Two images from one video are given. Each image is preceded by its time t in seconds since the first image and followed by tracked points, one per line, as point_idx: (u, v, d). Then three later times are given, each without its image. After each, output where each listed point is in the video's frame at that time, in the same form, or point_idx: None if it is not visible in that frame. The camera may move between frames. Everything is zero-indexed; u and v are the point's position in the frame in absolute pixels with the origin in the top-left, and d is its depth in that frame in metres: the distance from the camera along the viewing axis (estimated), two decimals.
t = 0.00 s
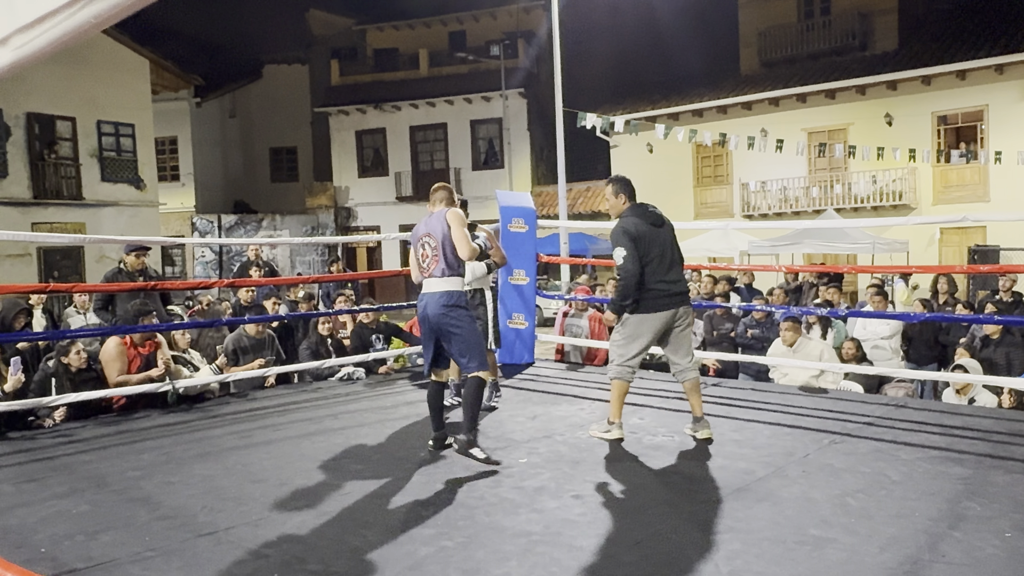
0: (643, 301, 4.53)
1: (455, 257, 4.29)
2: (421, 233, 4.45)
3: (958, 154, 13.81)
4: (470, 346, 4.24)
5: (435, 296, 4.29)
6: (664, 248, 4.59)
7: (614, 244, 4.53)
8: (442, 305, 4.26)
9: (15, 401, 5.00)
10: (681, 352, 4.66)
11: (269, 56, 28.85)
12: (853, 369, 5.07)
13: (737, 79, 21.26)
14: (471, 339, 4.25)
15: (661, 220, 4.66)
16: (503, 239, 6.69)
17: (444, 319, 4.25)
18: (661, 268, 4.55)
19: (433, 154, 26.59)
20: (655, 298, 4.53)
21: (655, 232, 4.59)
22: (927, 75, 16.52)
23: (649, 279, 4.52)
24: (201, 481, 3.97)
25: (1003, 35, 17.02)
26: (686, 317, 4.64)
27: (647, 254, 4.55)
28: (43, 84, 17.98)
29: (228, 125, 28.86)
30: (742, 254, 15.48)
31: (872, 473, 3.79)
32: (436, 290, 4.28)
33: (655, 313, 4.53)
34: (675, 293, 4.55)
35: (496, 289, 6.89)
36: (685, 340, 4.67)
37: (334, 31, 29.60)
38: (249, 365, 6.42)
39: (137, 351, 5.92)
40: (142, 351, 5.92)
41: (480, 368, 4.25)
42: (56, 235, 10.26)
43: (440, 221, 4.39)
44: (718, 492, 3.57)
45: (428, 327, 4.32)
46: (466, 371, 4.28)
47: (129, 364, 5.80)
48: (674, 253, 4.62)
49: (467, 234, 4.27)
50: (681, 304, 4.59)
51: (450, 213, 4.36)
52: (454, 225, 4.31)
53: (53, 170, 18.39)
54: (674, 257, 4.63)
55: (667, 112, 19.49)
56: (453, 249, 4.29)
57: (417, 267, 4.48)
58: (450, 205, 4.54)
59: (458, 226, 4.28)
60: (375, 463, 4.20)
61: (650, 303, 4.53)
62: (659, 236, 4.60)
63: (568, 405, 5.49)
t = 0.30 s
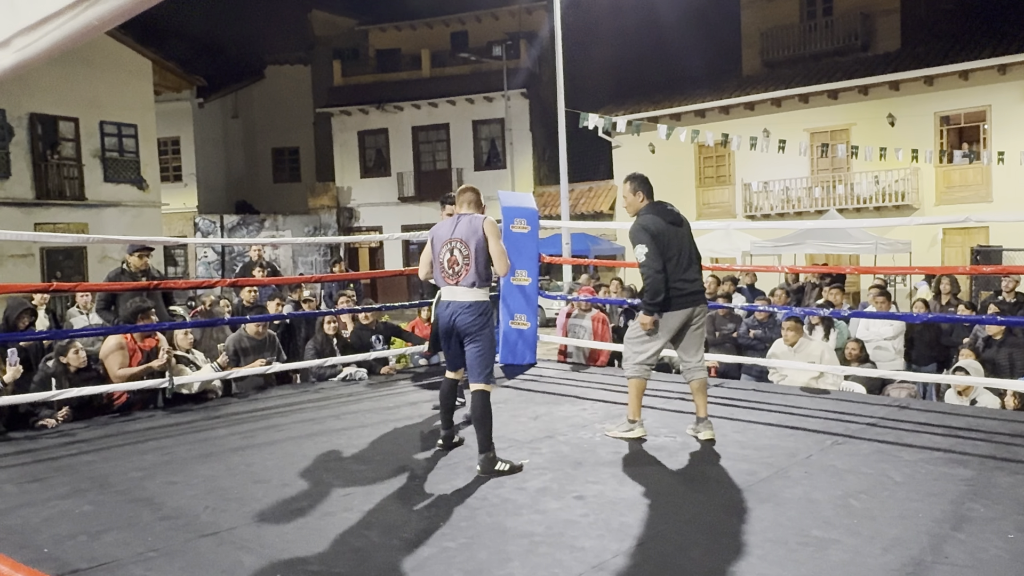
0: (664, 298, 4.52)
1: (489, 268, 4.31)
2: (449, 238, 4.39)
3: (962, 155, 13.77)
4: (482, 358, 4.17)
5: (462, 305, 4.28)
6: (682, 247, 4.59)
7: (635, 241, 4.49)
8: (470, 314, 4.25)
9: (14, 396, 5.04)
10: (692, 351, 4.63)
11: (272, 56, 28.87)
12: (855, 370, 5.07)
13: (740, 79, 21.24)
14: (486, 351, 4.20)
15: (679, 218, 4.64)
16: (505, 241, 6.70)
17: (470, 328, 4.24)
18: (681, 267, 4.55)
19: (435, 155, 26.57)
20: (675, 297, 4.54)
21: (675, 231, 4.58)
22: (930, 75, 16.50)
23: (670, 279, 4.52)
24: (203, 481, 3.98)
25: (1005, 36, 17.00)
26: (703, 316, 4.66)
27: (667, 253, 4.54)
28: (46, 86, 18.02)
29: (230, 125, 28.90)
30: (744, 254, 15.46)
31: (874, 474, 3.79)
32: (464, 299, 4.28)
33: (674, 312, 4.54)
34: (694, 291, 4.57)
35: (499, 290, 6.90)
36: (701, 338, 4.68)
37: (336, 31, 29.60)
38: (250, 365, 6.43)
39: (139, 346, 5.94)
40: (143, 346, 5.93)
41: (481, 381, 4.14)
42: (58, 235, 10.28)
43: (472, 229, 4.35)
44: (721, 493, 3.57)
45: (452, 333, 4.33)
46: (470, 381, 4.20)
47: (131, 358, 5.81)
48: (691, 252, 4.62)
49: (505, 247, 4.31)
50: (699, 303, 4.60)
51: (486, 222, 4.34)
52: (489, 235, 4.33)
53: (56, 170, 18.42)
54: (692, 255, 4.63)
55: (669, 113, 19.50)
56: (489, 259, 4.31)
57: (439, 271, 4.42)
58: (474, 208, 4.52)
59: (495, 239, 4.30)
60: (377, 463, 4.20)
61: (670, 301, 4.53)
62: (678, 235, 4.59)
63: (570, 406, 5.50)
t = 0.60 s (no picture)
0: (667, 299, 4.52)
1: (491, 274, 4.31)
2: (453, 244, 4.37)
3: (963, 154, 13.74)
4: (491, 360, 4.17)
5: (462, 308, 4.28)
6: (685, 247, 4.58)
7: (638, 242, 4.48)
8: (471, 319, 4.26)
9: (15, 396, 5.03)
10: (696, 351, 4.63)
11: (273, 56, 28.87)
12: (857, 369, 5.06)
13: (742, 79, 21.20)
14: (492, 353, 4.21)
15: (680, 218, 4.63)
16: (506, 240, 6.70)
17: (468, 331, 4.26)
18: (684, 266, 4.54)
19: (435, 154, 26.57)
20: (679, 297, 4.53)
21: (677, 231, 4.57)
22: (932, 75, 16.49)
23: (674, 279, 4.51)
24: (205, 480, 3.98)
25: (1006, 35, 16.98)
26: (705, 315, 4.66)
27: (671, 253, 4.53)
28: (47, 86, 18.04)
29: (231, 125, 28.93)
30: (746, 253, 15.44)
31: (877, 473, 3.78)
32: (464, 304, 4.29)
33: (678, 312, 4.53)
34: (697, 292, 4.56)
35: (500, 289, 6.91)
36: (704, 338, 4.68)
37: (337, 31, 29.58)
38: (251, 366, 6.42)
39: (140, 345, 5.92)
40: (145, 346, 5.91)
41: (494, 382, 4.11)
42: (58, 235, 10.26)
43: (477, 237, 4.33)
44: (723, 493, 3.57)
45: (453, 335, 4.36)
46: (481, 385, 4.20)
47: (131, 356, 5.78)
48: (694, 251, 4.62)
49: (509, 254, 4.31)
50: (702, 303, 4.60)
51: (492, 230, 4.33)
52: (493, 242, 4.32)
53: (57, 170, 18.43)
54: (695, 256, 4.63)
55: (670, 112, 19.50)
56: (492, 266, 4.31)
57: (441, 275, 4.40)
58: (480, 211, 4.49)
59: (500, 247, 4.29)
60: (378, 463, 4.20)
61: (673, 300, 4.53)
62: (681, 234, 4.59)
63: (571, 405, 5.49)
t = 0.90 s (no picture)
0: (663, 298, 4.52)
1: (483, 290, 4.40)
2: (442, 267, 4.35)
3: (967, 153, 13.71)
4: (482, 371, 4.24)
5: (457, 326, 4.32)
6: (680, 246, 4.58)
7: (634, 242, 4.48)
8: (466, 334, 4.32)
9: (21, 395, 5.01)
10: (694, 351, 4.63)
11: (276, 56, 28.90)
12: (861, 369, 5.05)
13: (745, 78, 21.17)
14: (484, 364, 4.29)
15: (675, 218, 4.63)
16: (509, 239, 6.69)
17: (463, 347, 4.31)
18: (679, 266, 4.55)
19: (438, 154, 26.58)
20: (675, 297, 4.53)
21: (672, 231, 4.58)
22: (935, 74, 16.47)
23: (669, 279, 4.51)
24: (208, 480, 3.99)
25: (1009, 34, 16.95)
26: (701, 315, 4.66)
27: (666, 254, 4.54)
28: (50, 86, 18.08)
29: (234, 125, 28.97)
30: (749, 253, 15.42)
31: (880, 473, 3.78)
32: (459, 321, 4.33)
33: (675, 312, 4.53)
34: (693, 291, 4.56)
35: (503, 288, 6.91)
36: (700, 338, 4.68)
37: (340, 31, 29.59)
38: (253, 365, 6.43)
39: (150, 366, 5.86)
40: (155, 365, 5.87)
41: (484, 390, 4.21)
42: (60, 236, 10.26)
43: (461, 257, 4.39)
44: (726, 492, 3.57)
45: (444, 351, 4.38)
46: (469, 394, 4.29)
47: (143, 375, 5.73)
48: (688, 251, 4.62)
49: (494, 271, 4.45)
50: (699, 302, 4.60)
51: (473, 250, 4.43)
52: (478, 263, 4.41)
53: (60, 170, 18.45)
54: (689, 256, 4.64)
55: (672, 112, 19.50)
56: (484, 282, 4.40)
57: (429, 299, 4.36)
58: (444, 237, 4.52)
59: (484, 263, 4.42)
60: (382, 462, 4.20)
61: (670, 300, 4.53)
62: (676, 234, 4.59)
63: (574, 405, 5.48)
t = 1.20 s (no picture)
0: (665, 299, 4.52)
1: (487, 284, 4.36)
2: (447, 258, 4.37)
3: (968, 153, 13.70)
4: (489, 363, 4.25)
5: (462, 320, 4.34)
6: (684, 248, 4.57)
7: (635, 244, 4.49)
8: (473, 328, 4.33)
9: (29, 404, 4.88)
10: (696, 351, 4.63)
11: (277, 57, 28.92)
12: (862, 369, 5.06)
13: (746, 79, 21.16)
14: (490, 357, 4.28)
15: (679, 219, 4.62)
16: (510, 239, 6.68)
17: (471, 339, 4.33)
18: (683, 267, 4.53)
19: (440, 155, 26.60)
20: (676, 298, 4.52)
21: (675, 233, 4.57)
22: (936, 74, 16.46)
23: (671, 280, 4.51)
24: (211, 481, 3.99)
25: (1013, 34, 16.92)
26: (704, 316, 4.64)
27: (668, 255, 4.53)
28: (53, 87, 18.09)
29: (236, 126, 29.00)
30: (750, 253, 15.43)
31: (882, 473, 3.78)
32: (463, 315, 4.34)
33: (675, 313, 4.53)
34: (695, 293, 4.55)
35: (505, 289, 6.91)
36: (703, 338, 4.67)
37: (341, 31, 29.59)
38: (255, 366, 6.44)
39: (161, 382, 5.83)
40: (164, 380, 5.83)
41: (491, 383, 4.20)
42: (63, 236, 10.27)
43: (467, 250, 4.37)
44: (729, 492, 3.57)
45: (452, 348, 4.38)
46: (479, 389, 4.29)
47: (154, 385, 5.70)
48: (692, 251, 4.60)
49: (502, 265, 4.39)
50: (701, 303, 4.59)
51: (481, 241, 4.39)
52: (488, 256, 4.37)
53: (62, 171, 18.48)
54: (693, 257, 4.62)
55: (675, 112, 19.50)
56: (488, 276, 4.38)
57: (436, 291, 4.40)
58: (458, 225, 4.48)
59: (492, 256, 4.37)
60: (385, 462, 4.21)
61: (672, 301, 4.53)
62: (679, 236, 4.58)
63: (576, 405, 5.49)
